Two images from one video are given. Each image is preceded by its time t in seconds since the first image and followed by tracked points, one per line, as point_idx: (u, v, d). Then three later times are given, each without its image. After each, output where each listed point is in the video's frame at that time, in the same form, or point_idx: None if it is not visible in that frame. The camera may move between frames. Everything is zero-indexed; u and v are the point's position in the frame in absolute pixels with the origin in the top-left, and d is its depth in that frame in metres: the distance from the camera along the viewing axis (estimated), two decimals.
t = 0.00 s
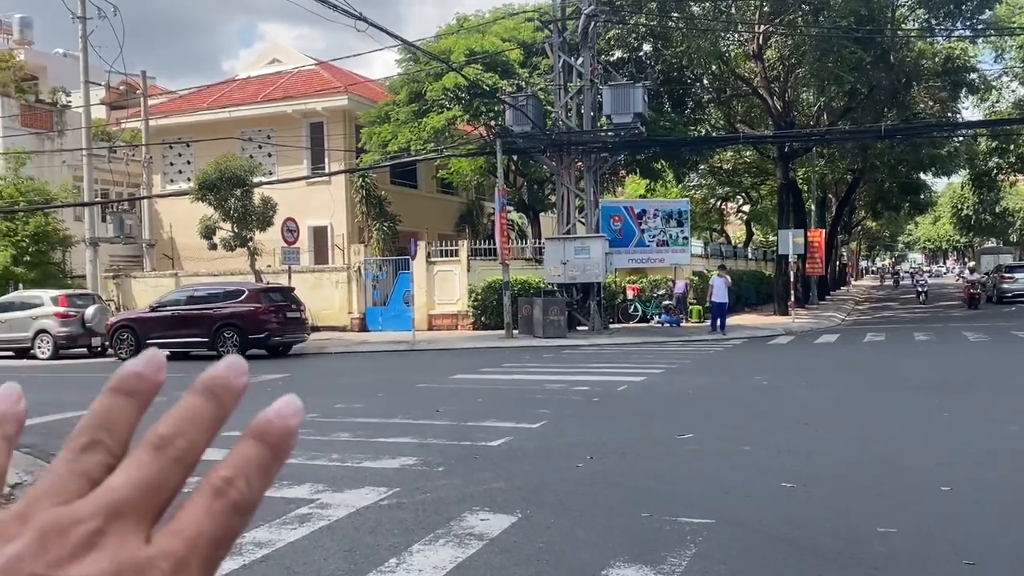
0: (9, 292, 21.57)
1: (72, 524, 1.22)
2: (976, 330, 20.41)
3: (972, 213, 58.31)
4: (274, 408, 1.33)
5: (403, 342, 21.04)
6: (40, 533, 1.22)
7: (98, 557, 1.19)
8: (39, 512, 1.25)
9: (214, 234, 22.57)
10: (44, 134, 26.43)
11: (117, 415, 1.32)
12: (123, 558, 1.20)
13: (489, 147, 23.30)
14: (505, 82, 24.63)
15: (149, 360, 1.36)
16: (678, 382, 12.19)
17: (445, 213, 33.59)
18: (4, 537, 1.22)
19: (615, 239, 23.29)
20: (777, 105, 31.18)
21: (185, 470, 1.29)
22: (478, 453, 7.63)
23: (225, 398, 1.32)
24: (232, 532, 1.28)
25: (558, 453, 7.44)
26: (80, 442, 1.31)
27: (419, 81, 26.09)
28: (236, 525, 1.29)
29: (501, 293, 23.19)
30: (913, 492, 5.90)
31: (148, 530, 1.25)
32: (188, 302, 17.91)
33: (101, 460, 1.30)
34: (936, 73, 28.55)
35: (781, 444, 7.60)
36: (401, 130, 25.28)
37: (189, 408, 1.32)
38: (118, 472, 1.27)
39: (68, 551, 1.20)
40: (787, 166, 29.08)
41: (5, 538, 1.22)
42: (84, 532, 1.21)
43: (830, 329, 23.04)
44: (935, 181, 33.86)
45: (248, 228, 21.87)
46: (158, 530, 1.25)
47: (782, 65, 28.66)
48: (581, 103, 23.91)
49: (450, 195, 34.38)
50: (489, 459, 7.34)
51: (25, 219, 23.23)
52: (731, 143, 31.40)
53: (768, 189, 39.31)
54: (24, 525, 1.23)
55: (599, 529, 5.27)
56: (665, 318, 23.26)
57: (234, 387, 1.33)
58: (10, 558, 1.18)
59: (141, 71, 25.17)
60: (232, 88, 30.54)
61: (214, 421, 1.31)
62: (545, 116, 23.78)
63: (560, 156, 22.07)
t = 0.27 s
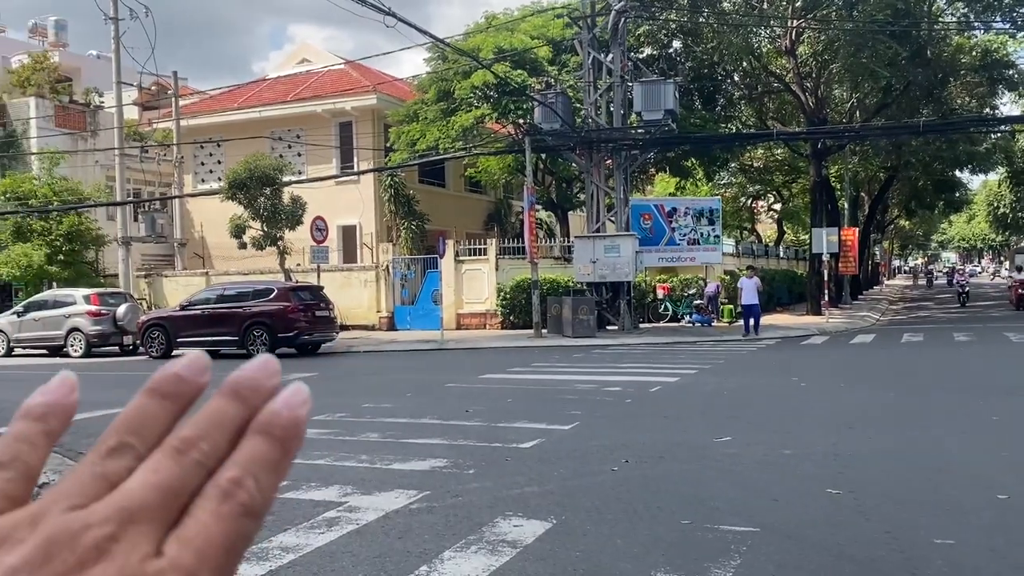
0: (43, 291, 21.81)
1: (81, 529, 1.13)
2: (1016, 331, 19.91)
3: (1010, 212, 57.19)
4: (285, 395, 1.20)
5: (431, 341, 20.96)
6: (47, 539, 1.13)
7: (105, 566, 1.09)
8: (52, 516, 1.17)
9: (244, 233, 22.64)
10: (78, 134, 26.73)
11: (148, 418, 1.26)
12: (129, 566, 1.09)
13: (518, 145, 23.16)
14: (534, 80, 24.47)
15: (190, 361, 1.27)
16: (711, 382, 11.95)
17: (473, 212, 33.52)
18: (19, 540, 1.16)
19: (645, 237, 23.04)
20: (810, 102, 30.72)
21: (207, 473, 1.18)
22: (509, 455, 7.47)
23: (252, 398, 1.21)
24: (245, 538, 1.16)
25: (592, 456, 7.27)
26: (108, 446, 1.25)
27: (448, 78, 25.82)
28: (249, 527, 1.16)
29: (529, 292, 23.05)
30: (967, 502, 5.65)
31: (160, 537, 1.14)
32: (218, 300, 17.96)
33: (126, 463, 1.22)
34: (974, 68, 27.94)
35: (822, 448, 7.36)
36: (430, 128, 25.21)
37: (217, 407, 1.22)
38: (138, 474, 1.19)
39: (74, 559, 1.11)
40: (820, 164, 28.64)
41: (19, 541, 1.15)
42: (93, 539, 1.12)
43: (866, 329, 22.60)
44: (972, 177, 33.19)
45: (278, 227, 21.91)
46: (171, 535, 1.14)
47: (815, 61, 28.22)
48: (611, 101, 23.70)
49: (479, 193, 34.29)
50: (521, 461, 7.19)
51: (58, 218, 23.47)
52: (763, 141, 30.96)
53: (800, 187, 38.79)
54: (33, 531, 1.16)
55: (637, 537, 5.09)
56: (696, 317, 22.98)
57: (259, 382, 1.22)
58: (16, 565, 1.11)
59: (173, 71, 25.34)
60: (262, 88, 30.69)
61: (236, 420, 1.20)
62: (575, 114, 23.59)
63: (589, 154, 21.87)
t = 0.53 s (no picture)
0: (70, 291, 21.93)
1: (167, 441, 1.00)
2: None
3: None
4: (365, 351, 1.11)
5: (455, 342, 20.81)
6: (131, 446, 0.99)
7: (182, 483, 0.98)
8: (139, 420, 1.02)
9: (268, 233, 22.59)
10: (104, 134, 26.89)
11: (244, 341, 1.09)
12: (208, 488, 0.98)
13: (542, 144, 22.93)
14: (558, 78, 24.21)
15: (284, 298, 1.12)
16: (743, 385, 11.65)
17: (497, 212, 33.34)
18: (94, 448, 1.01)
19: (671, 237, 22.74)
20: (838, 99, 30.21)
21: (290, 405, 1.06)
22: (538, 461, 7.27)
23: (338, 338, 1.09)
24: (315, 474, 1.06)
25: (623, 462, 7.04)
26: (202, 359, 1.08)
27: (473, 76, 25.49)
28: (322, 466, 1.07)
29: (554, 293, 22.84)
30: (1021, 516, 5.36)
31: (238, 458, 1.02)
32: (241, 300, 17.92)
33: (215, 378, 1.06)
34: (1008, 64, 27.30)
35: (864, 454, 7.10)
36: (454, 127, 25.04)
37: (300, 344, 1.08)
38: (227, 391, 1.04)
39: (155, 471, 0.98)
40: (849, 162, 28.15)
41: (107, 439, 1.01)
42: (180, 451, 1.00)
43: (897, 331, 22.17)
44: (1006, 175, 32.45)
45: (302, 227, 21.85)
46: (248, 458, 1.02)
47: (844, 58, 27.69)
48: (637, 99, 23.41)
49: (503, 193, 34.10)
50: (550, 467, 6.98)
51: (85, 218, 23.61)
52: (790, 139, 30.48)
53: (827, 186, 38.25)
54: (124, 434, 1.01)
55: (674, 550, 4.86)
56: (723, 318, 22.65)
57: (353, 328, 1.10)
58: (93, 474, 0.97)
59: (197, 73, 25.35)
60: (285, 88, 30.69)
61: (327, 357, 1.09)
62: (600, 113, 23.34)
63: (615, 153, 21.58)
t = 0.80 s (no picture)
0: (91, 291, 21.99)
1: (256, 430, 1.09)
2: None
3: None
4: (444, 337, 1.20)
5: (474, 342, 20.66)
6: (223, 438, 1.09)
7: (270, 471, 1.08)
8: (229, 414, 1.12)
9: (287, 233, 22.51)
10: (124, 135, 26.96)
11: (322, 333, 1.20)
12: (298, 474, 1.08)
13: (561, 143, 22.71)
14: (577, 77, 23.98)
15: (359, 286, 1.22)
16: (769, 387, 11.41)
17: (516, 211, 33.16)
18: (187, 442, 1.10)
19: (692, 237, 22.46)
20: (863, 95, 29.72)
21: (368, 393, 1.16)
22: (561, 465, 7.10)
23: (410, 324, 1.20)
24: (396, 461, 1.15)
25: (648, 467, 6.87)
26: (282, 355, 1.19)
27: (492, 75, 25.29)
28: (404, 452, 1.15)
29: (573, 292, 22.63)
30: None
31: (323, 448, 1.11)
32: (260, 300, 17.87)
33: (299, 372, 1.17)
34: None
35: (898, 461, 6.87)
36: (473, 125, 24.87)
37: (375, 330, 1.19)
38: (310, 383, 1.14)
39: (244, 461, 1.08)
40: (874, 160, 27.68)
41: (198, 435, 1.11)
42: (268, 441, 1.09)
43: (923, 331, 21.79)
44: None
45: (320, 227, 21.79)
46: (332, 447, 1.12)
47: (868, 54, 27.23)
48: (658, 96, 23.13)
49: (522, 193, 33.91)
50: (573, 472, 6.81)
51: (105, 218, 23.67)
52: (813, 138, 30.05)
53: (850, 184, 37.74)
54: (217, 427, 1.11)
55: (703, 561, 4.68)
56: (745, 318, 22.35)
57: (421, 318, 1.20)
58: (189, 465, 1.07)
59: (215, 73, 25.32)
60: (304, 88, 30.65)
61: (398, 345, 1.19)
62: (620, 111, 23.08)
63: (635, 151, 21.33)
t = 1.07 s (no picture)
0: (104, 289, 21.93)
1: (276, 441, 0.95)
2: None
3: None
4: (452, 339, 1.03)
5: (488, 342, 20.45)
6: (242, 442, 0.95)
7: (291, 488, 0.94)
8: (246, 420, 0.97)
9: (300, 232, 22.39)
10: (138, 134, 26.93)
11: (342, 322, 1.00)
12: (319, 487, 0.95)
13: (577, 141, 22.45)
14: (593, 74, 23.70)
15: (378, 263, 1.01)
16: (790, 388, 11.10)
17: (531, 210, 32.91)
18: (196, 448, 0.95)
19: (710, 235, 22.15)
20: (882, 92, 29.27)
21: (395, 390, 1.01)
22: (578, 469, 6.86)
23: (435, 317, 1.01)
24: (421, 466, 1.01)
25: (669, 471, 6.61)
26: (303, 345, 1.00)
27: (506, 73, 25.06)
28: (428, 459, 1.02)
29: (589, 292, 22.36)
30: None
31: (345, 456, 0.97)
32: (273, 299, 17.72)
33: (318, 368, 0.99)
34: None
35: (931, 466, 6.58)
36: (487, 124, 24.65)
37: (397, 323, 1.01)
38: (334, 383, 0.98)
39: (263, 475, 0.94)
40: (894, 158, 27.25)
41: (215, 441, 0.95)
42: (290, 449, 0.95)
43: (946, 331, 21.33)
44: None
45: (334, 226, 21.64)
46: (356, 454, 0.98)
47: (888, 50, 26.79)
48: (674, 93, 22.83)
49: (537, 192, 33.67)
50: (591, 476, 6.57)
51: (120, 218, 23.67)
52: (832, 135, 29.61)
53: (869, 183, 37.23)
54: (234, 433, 0.96)
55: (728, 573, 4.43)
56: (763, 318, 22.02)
57: (448, 307, 1.01)
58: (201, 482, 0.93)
59: (228, 72, 25.22)
60: (317, 87, 30.49)
61: (427, 339, 1.01)
62: (636, 108, 22.80)
63: (652, 149, 21.06)
